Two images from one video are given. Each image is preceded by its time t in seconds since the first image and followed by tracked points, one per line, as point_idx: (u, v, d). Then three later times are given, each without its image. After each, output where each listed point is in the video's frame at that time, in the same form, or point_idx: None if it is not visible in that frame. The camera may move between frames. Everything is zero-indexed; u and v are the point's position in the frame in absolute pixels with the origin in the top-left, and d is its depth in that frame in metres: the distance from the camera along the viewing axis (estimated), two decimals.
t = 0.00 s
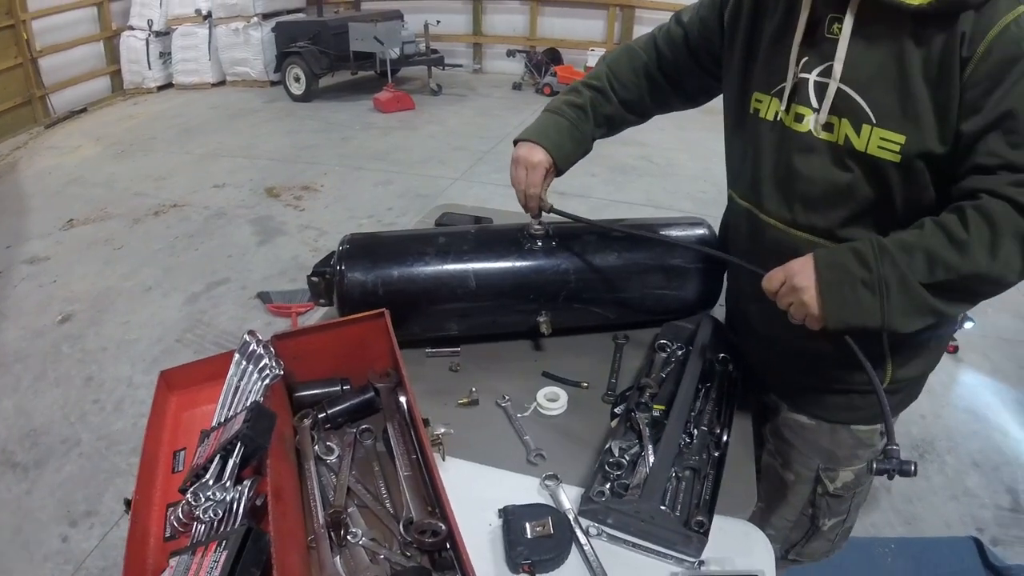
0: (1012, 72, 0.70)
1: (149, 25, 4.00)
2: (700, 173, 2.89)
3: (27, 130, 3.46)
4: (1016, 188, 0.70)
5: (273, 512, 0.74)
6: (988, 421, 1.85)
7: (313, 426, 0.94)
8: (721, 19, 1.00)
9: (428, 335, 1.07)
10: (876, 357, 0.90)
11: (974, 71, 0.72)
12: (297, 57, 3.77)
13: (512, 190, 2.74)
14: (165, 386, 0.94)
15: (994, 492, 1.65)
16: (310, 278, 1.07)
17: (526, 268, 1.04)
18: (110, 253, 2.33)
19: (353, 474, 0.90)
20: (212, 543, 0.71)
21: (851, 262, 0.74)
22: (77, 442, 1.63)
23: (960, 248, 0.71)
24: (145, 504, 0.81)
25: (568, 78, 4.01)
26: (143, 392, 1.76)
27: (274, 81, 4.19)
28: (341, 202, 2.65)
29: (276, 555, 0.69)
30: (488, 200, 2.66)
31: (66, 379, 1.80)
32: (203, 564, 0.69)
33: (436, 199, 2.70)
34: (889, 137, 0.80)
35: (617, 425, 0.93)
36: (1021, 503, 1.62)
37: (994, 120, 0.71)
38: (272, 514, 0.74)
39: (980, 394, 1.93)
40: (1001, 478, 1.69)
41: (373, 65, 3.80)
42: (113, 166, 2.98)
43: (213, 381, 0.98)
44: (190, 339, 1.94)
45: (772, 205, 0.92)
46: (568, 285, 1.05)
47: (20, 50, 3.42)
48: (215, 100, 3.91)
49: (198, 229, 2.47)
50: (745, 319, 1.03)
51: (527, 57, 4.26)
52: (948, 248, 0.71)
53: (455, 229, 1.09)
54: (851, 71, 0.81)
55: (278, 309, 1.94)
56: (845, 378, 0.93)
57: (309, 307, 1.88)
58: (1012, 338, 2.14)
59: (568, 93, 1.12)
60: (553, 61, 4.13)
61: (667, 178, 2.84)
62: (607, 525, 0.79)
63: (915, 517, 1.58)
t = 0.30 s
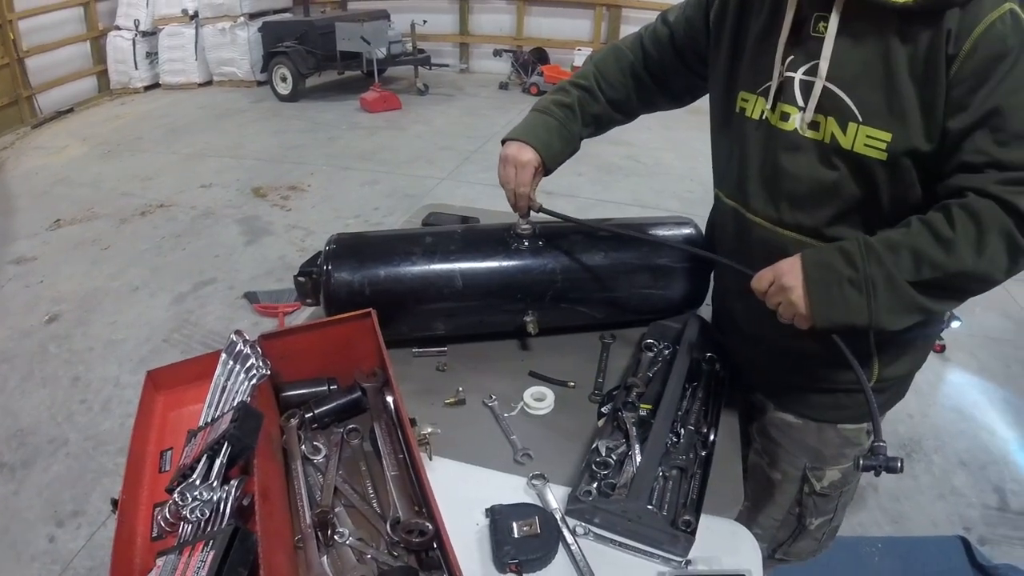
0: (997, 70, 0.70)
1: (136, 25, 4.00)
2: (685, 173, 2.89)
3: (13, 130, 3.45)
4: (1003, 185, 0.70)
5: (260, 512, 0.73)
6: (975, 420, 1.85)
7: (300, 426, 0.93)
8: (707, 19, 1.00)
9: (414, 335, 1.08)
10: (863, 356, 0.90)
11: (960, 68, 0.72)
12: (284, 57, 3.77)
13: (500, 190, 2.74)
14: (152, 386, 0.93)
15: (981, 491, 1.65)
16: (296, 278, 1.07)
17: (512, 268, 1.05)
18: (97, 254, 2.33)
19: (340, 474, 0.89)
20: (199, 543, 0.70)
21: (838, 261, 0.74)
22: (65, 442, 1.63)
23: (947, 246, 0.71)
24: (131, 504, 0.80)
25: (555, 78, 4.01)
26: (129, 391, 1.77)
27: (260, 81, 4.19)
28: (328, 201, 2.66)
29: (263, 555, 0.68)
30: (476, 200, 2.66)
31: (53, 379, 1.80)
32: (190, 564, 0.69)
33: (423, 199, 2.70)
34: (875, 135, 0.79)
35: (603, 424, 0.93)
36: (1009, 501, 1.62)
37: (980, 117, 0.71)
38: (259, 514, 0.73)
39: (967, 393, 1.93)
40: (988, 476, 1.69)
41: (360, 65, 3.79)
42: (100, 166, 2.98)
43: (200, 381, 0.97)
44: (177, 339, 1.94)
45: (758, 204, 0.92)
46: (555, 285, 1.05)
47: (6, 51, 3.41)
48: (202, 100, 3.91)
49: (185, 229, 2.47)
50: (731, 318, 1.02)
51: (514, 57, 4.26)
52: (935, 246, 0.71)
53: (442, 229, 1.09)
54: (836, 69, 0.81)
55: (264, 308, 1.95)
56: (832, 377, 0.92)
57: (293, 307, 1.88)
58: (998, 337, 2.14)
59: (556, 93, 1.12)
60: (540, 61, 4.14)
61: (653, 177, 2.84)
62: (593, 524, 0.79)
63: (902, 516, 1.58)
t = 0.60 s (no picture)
0: (992, 69, 0.70)
1: (131, 25, 4.00)
2: (680, 172, 2.89)
3: (8, 129, 3.45)
4: (999, 184, 0.70)
5: (255, 511, 0.72)
6: (971, 420, 1.85)
7: (295, 426, 0.93)
8: (702, 19, 1.00)
9: (409, 335, 1.08)
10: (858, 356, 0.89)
11: (956, 67, 0.72)
12: (279, 57, 3.77)
13: (495, 190, 2.74)
14: (147, 385, 0.92)
15: (976, 491, 1.65)
16: (292, 278, 1.07)
17: (508, 268, 1.05)
18: (92, 253, 2.33)
19: (335, 473, 0.89)
20: (194, 542, 0.70)
21: (833, 260, 0.74)
22: (60, 441, 1.63)
23: (942, 245, 0.71)
24: (126, 503, 0.79)
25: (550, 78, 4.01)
26: (124, 391, 1.77)
27: (255, 80, 4.19)
28: (323, 201, 2.66)
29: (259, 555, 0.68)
30: (471, 200, 2.66)
31: (48, 378, 1.80)
32: (186, 563, 0.68)
33: (419, 199, 2.70)
34: (870, 134, 0.79)
35: (599, 424, 0.93)
36: (1004, 501, 1.62)
37: (975, 116, 0.71)
38: (255, 514, 0.72)
39: (963, 393, 1.93)
40: (983, 476, 1.69)
41: (355, 65, 3.79)
42: (94, 166, 2.98)
43: (195, 381, 0.97)
44: (172, 339, 1.94)
45: (753, 203, 0.92)
46: (550, 284, 1.05)
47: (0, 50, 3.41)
48: (198, 100, 3.90)
49: (180, 229, 2.47)
50: (727, 318, 1.02)
51: (509, 57, 4.26)
52: (930, 245, 0.71)
53: (437, 228, 1.09)
54: (831, 68, 0.81)
55: (260, 308, 1.96)
56: (827, 377, 0.92)
57: (288, 306, 1.89)
58: (993, 337, 2.14)
59: (551, 93, 1.11)
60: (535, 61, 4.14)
61: (648, 177, 2.84)
62: (588, 524, 0.79)
63: (897, 516, 1.58)
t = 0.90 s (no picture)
0: (989, 68, 0.70)
1: (127, 25, 3.99)
2: (677, 172, 2.89)
3: (5, 130, 3.44)
4: (993, 184, 0.70)
5: (251, 512, 0.72)
6: (968, 419, 1.85)
7: (292, 426, 0.93)
8: (699, 17, 1.00)
9: (406, 334, 1.08)
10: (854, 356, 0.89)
11: (952, 66, 0.72)
12: (275, 57, 3.77)
13: (491, 189, 2.74)
14: (143, 385, 0.92)
15: (972, 491, 1.65)
16: (288, 277, 1.07)
17: (504, 267, 1.05)
18: (89, 253, 2.33)
19: (331, 473, 0.89)
20: (190, 542, 0.70)
21: (823, 262, 0.74)
22: (56, 441, 1.63)
23: (935, 245, 0.71)
24: (122, 503, 0.79)
25: (547, 77, 4.01)
26: (121, 391, 1.77)
27: (251, 80, 4.19)
28: (320, 201, 2.66)
29: (254, 555, 0.68)
30: (467, 199, 2.66)
31: (45, 378, 1.80)
32: (182, 563, 0.69)
33: (415, 199, 2.70)
34: (866, 133, 0.79)
35: (595, 424, 0.93)
36: (1000, 501, 1.62)
37: (971, 115, 0.71)
38: (250, 514, 0.72)
39: (959, 393, 1.93)
40: (980, 476, 1.69)
41: (351, 65, 3.79)
42: (91, 166, 2.98)
43: (192, 381, 0.96)
44: (168, 338, 1.94)
45: (750, 203, 0.92)
46: (546, 283, 1.05)
47: None
48: (194, 100, 3.90)
49: (177, 229, 2.47)
50: (722, 317, 1.02)
51: (506, 57, 4.26)
52: (922, 246, 0.71)
53: (434, 228, 1.09)
54: (828, 67, 0.81)
55: (256, 308, 1.96)
56: (823, 377, 0.92)
57: (284, 306, 1.89)
58: (989, 336, 2.14)
59: (548, 93, 1.10)
60: (531, 61, 4.14)
61: (645, 177, 2.84)
62: (585, 524, 0.79)
63: (893, 515, 1.58)
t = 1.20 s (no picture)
0: (987, 72, 0.70)
1: (125, 24, 3.99)
2: (674, 172, 2.89)
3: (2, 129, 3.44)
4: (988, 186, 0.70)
5: (249, 512, 0.72)
6: (965, 419, 1.85)
7: (289, 426, 0.93)
8: (697, 13, 1.00)
9: (403, 334, 1.08)
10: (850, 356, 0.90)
11: (950, 69, 0.72)
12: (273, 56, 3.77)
13: (489, 189, 2.74)
14: (140, 385, 0.92)
15: (970, 490, 1.65)
16: (286, 277, 1.07)
17: (501, 267, 1.05)
18: (87, 253, 2.33)
19: (329, 473, 0.88)
20: (188, 542, 0.70)
21: (817, 262, 0.74)
22: (54, 441, 1.63)
23: (929, 246, 0.71)
24: (120, 503, 0.78)
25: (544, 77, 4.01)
26: (118, 391, 1.77)
27: (249, 80, 4.19)
28: (317, 201, 2.65)
29: (252, 555, 0.67)
30: (465, 199, 2.66)
31: (42, 378, 1.80)
32: (179, 563, 0.69)
33: (412, 199, 2.70)
34: (863, 134, 0.79)
35: (593, 423, 0.93)
36: (998, 501, 1.62)
37: (967, 117, 0.71)
38: (249, 513, 0.72)
39: (957, 393, 1.93)
40: (977, 476, 1.69)
41: (349, 64, 3.79)
42: (88, 166, 2.98)
43: (189, 381, 0.96)
44: (166, 338, 1.94)
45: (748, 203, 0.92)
46: (544, 283, 1.05)
47: None
48: (192, 100, 3.90)
49: (174, 229, 2.47)
50: (720, 317, 1.03)
51: (504, 56, 4.26)
52: (917, 246, 0.71)
53: (431, 227, 1.09)
54: (827, 68, 0.81)
55: (255, 308, 1.95)
56: (820, 377, 0.92)
57: (283, 306, 1.87)
58: (987, 336, 2.14)
59: (550, 92, 1.09)
60: (528, 61, 4.14)
61: (642, 177, 2.84)
62: (582, 523, 0.79)
63: (891, 515, 1.58)
